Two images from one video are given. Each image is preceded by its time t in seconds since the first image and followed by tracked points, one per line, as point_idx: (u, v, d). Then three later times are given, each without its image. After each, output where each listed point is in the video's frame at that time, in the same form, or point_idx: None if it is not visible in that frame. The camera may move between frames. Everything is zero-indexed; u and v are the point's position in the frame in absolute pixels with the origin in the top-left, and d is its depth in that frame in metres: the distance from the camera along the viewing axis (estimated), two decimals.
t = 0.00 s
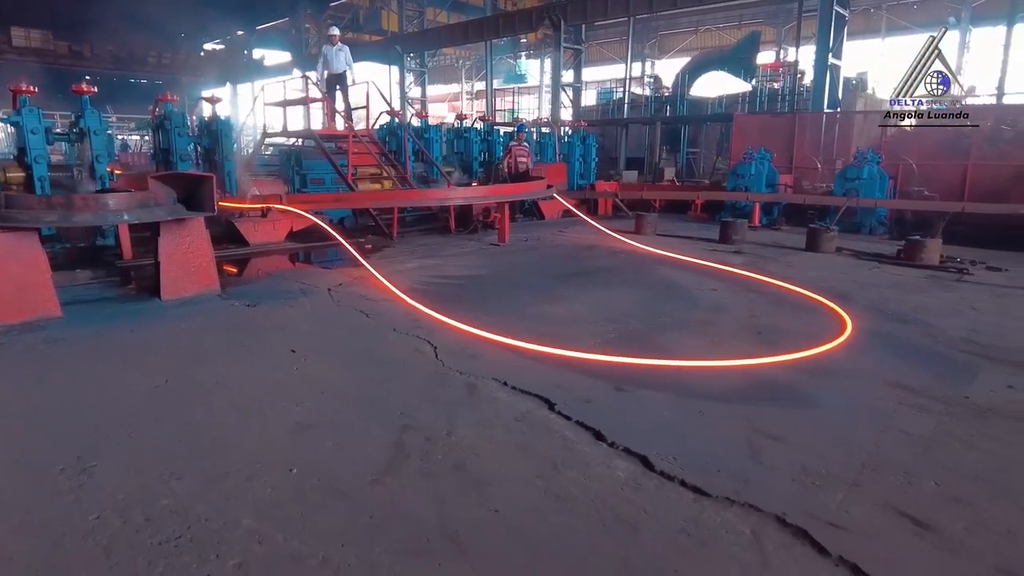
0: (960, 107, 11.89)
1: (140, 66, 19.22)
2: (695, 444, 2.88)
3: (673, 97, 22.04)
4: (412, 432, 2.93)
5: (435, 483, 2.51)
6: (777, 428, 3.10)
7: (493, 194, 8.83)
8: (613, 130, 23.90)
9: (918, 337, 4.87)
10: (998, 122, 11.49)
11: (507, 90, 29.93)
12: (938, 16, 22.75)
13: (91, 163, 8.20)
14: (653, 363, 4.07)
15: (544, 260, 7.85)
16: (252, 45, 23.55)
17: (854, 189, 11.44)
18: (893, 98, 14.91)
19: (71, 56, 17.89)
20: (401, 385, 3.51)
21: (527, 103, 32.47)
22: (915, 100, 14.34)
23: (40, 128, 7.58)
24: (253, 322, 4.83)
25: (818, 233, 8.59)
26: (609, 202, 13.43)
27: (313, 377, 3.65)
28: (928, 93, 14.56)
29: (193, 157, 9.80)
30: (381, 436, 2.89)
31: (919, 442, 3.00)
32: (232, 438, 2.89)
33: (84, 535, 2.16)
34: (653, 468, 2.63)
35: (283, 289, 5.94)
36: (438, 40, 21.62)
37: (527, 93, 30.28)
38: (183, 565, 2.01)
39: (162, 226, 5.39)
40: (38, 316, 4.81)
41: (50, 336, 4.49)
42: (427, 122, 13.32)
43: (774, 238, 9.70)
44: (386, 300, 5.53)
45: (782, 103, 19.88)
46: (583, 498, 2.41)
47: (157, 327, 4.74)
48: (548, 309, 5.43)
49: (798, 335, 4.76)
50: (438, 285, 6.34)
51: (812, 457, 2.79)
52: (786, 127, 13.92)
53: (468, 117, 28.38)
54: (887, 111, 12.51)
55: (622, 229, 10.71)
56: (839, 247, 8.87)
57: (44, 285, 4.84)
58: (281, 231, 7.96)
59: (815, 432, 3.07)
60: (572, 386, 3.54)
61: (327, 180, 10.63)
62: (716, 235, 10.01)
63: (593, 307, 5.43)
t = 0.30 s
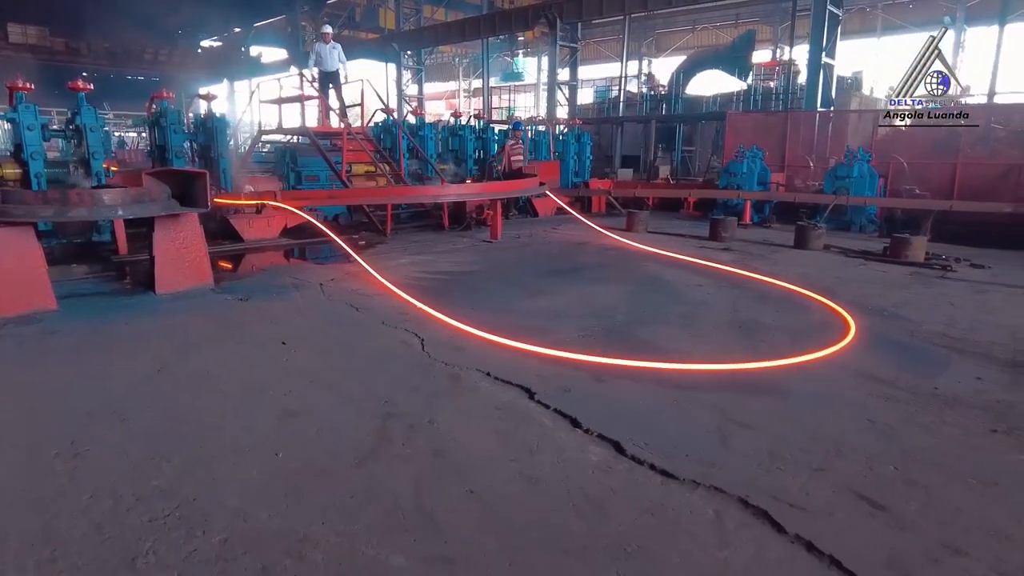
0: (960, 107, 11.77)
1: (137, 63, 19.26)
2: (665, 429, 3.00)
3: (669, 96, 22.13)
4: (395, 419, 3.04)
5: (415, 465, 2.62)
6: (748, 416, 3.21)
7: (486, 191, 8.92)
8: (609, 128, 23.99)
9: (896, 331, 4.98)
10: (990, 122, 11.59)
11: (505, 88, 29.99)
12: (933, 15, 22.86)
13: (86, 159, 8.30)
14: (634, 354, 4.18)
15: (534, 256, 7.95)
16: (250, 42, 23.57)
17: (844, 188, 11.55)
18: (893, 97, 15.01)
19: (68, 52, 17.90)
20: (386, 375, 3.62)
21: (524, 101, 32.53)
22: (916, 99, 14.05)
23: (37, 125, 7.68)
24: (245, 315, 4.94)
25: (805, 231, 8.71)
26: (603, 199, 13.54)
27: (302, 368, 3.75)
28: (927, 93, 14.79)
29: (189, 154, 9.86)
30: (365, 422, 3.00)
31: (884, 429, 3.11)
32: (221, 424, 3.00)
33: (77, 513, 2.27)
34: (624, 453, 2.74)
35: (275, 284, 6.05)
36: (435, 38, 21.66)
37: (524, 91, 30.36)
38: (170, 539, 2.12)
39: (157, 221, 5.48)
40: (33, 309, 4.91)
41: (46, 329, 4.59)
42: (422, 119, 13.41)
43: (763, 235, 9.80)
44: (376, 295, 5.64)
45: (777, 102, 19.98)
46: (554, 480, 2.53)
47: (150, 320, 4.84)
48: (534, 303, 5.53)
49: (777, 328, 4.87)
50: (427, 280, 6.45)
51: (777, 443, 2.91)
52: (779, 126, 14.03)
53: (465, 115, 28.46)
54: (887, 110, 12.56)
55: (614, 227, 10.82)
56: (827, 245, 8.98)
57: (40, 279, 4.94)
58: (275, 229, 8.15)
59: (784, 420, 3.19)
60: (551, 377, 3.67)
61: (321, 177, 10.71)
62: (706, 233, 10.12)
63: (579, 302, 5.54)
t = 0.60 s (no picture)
0: (960, 107, 11.74)
1: (134, 61, 19.31)
2: (635, 415, 3.13)
3: (664, 95, 22.25)
4: (377, 405, 3.17)
5: (393, 447, 2.75)
6: (716, 403, 3.35)
7: (477, 188, 9.03)
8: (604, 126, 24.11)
9: (870, 324, 5.13)
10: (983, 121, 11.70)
11: (501, 87, 30.07)
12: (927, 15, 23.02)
13: (81, 156, 8.39)
14: (613, 345, 4.32)
15: (524, 252, 8.08)
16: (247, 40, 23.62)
17: (832, 186, 11.69)
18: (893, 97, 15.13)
19: (64, 49, 17.88)
20: (372, 364, 3.75)
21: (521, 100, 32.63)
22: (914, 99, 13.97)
23: (33, 122, 7.78)
24: (236, 308, 5.07)
25: (791, 228, 8.85)
26: (595, 197, 13.66)
27: (290, 358, 3.88)
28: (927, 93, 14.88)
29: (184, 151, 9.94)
30: (347, 408, 3.13)
31: (846, 416, 3.25)
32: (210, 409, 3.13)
33: (70, 489, 2.40)
34: (594, 435, 2.88)
35: (267, 278, 6.17)
36: (431, 36, 21.75)
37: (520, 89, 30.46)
38: (158, 513, 2.25)
39: (151, 216, 5.60)
40: (29, 302, 5.03)
41: (41, 320, 4.71)
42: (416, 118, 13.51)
43: (750, 233, 9.94)
44: (365, 289, 5.76)
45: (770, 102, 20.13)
46: (526, 460, 2.66)
47: (144, 312, 4.96)
48: (520, 297, 5.66)
49: (755, 321, 5.01)
50: (416, 275, 6.57)
51: (741, 427, 3.05)
52: (770, 124, 14.17)
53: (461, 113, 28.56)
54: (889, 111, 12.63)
55: (604, 224, 10.95)
56: (812, 242, 9.13)
57: (35, 272, 5.05)
58: (268, 224, 8.24)
59: (751, 407, 3.32)
60: (530, 366, 3.80)
61: (315, 174, 10.81)
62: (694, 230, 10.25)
63: (563, 296, 5.67)
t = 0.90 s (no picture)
0: (960, 106, 11.83)
1: (127, 55, 19.23)
2: (608, 403, 3.23)
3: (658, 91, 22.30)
4: (358, 394, 3.26)
5: (371, 433, 2.85)
6: (688, 392, 3.45)
7: (467, 183, 9.10)
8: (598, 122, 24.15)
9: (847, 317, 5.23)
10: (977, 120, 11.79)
11: (496, 83, 30.06)
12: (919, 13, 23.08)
13: (73, 151, 8.42)
14: (592, 338, 4.42)
15: (512, 247, 8.17)
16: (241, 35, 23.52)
17: (820, 183, 11.81)
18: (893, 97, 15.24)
19: (56, 44, 17.78)
20: (355, 356, 3.84)
21: (516, 95, 32.61)
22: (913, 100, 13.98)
23: (23, 117, 7.82)
24: (224, 301, 5.15)
25: (777, 224, 8.95)
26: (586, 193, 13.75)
27: (275, 349, 3.96)
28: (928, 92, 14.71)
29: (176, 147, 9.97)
30: (329, 397, 3.22)
31: (813, 405, 3.36)
32: (194, 398, 3.21)
33: (56, 474, 2.48)
34: (566, 423, 2.98)
35: (256, 272, 6.25)
36: (426, 31, 21.72)
37: (515, 85, 30.46)
38: (141, 495, 2.34)
39: (141, 211, 5.67)
40: (20, 296, 5.09)
41: (31, 313, 4.78)
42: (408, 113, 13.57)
43: (738, 229, 10.04)
44: (353, 282, 5.84)
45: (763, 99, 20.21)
46: (498, 446, 2.75)
47: (133, 306, 5.04)
48: (505, 291, 5.74)
49: (734, 314, 5.11)
50: (405, 269, 6.65)
51: (709, 415, 3.15)
52: (759, 121, 14.27)
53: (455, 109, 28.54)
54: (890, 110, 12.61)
55: (594, 220, 11.05)
56: (799, 238, 9.23)
57: (26, 266, 5.12)
58: (259, 219, 8.19)
59: (721, 397, 3.42)
60: (509, 357, 3.90)
61: (307, 169, 10.86)
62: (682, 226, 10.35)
63: (547, 290, 5.76)
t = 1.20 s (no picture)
0: (960, 106, 11.73)
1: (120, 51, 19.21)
2: (579, 395, 3.30)
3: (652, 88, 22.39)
4: (334, 385, 3.33)
5: (345, 423, 2.91)
6: (658, 384, 3.52)
7: (456, 179, 9.14)
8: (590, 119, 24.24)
9: (824, 310, 5.31)
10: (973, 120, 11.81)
11: (491, 79, 30.05)
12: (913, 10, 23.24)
13: (62, 147, 8.43)
14: (570, 331, 4.49)
15: (499, 243, 8.23)
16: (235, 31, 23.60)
17: (808, 179, 11.91)
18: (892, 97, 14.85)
19: (48, 38, 17.70)
20: (334, 348, 3.91)
21: (510, 92, 32.67)
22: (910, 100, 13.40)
23: (12, 112, 7.84)
24: (208, 296, 5.21)
25: (763, 220, 9.04)
26: (577, 189, 13.83)
27: (255, 342, 4.02)
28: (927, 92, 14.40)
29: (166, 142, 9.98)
30: (305, 388, 3.29)
31: (779, 396, 3.44)
32: (173, 390, 3.27)
33: (32, 461, 2.54)
34: (536, 412, 3.05)
35: (242, 267, 6.30)
36: (420, 28, 21.76)
37: (510, 81, 30.46)
38: (115, 482, 2.40)
39: (128, 206, 5.72)
40: (6, 290, 5.15)
41: (16, 308, 4.83)
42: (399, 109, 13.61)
43: (725, 225, 10.13)
44: (338, 277, 5.91)
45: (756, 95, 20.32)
46: (467, 435, 2.83)
47: (118, 300, 5.10)
48: (489, 286, 5.80)
49: (712, 308, 5.19)
50: (390, 264, 6.71)
51: (677, 406, 3.22)
52: (748, 118, 14.35)
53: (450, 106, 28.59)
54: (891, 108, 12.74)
55: (583, 216, 11.13)
56: (784, 234, 9.32)
57: (12, 261, 5.18)
58: (249, 215, 8.26)
59: (689, 387, 3.50)
60: (485, 351, 3.97)
61: (297, 165, 10.92)
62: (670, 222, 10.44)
63: (530, 285, 5.83)
